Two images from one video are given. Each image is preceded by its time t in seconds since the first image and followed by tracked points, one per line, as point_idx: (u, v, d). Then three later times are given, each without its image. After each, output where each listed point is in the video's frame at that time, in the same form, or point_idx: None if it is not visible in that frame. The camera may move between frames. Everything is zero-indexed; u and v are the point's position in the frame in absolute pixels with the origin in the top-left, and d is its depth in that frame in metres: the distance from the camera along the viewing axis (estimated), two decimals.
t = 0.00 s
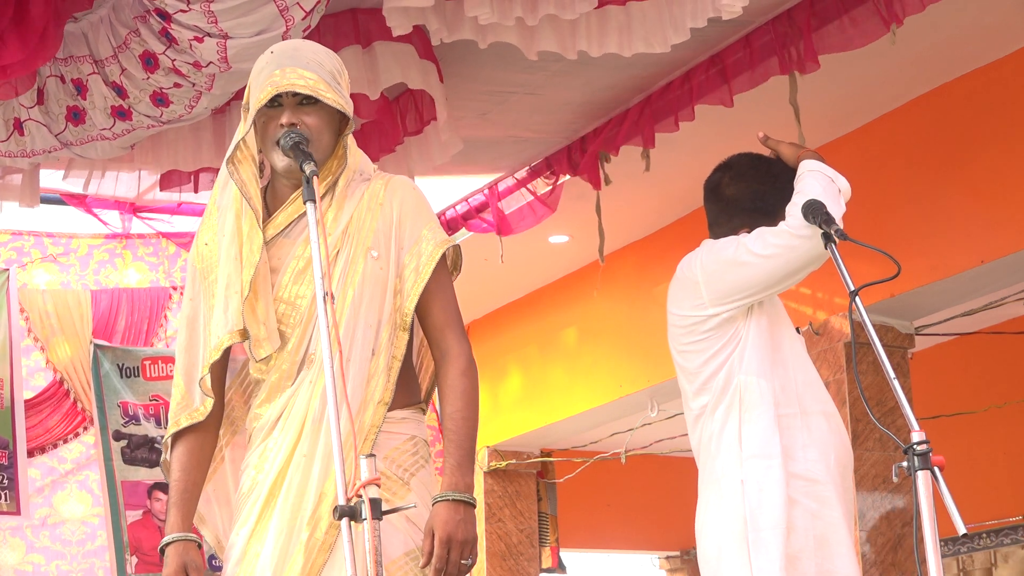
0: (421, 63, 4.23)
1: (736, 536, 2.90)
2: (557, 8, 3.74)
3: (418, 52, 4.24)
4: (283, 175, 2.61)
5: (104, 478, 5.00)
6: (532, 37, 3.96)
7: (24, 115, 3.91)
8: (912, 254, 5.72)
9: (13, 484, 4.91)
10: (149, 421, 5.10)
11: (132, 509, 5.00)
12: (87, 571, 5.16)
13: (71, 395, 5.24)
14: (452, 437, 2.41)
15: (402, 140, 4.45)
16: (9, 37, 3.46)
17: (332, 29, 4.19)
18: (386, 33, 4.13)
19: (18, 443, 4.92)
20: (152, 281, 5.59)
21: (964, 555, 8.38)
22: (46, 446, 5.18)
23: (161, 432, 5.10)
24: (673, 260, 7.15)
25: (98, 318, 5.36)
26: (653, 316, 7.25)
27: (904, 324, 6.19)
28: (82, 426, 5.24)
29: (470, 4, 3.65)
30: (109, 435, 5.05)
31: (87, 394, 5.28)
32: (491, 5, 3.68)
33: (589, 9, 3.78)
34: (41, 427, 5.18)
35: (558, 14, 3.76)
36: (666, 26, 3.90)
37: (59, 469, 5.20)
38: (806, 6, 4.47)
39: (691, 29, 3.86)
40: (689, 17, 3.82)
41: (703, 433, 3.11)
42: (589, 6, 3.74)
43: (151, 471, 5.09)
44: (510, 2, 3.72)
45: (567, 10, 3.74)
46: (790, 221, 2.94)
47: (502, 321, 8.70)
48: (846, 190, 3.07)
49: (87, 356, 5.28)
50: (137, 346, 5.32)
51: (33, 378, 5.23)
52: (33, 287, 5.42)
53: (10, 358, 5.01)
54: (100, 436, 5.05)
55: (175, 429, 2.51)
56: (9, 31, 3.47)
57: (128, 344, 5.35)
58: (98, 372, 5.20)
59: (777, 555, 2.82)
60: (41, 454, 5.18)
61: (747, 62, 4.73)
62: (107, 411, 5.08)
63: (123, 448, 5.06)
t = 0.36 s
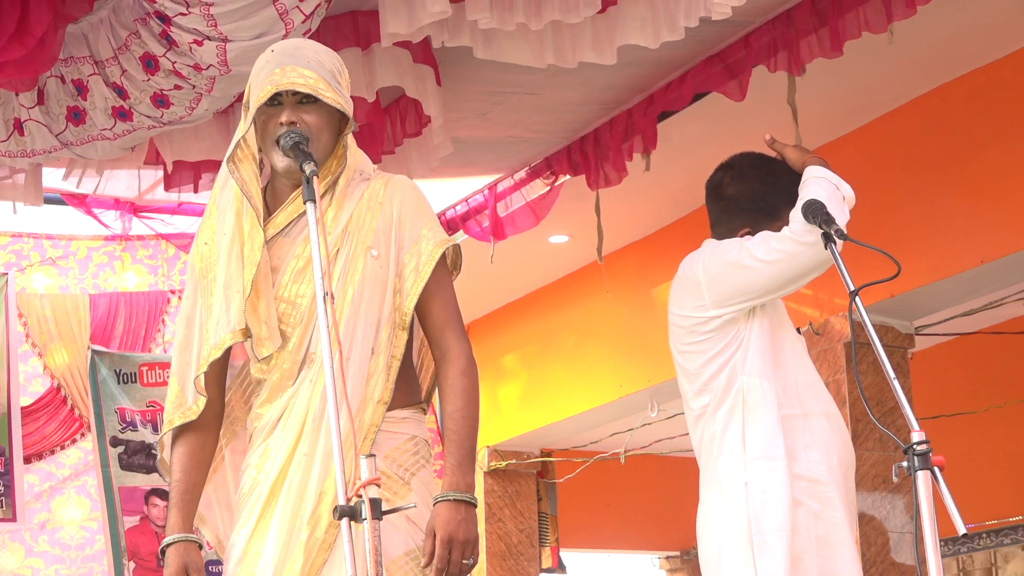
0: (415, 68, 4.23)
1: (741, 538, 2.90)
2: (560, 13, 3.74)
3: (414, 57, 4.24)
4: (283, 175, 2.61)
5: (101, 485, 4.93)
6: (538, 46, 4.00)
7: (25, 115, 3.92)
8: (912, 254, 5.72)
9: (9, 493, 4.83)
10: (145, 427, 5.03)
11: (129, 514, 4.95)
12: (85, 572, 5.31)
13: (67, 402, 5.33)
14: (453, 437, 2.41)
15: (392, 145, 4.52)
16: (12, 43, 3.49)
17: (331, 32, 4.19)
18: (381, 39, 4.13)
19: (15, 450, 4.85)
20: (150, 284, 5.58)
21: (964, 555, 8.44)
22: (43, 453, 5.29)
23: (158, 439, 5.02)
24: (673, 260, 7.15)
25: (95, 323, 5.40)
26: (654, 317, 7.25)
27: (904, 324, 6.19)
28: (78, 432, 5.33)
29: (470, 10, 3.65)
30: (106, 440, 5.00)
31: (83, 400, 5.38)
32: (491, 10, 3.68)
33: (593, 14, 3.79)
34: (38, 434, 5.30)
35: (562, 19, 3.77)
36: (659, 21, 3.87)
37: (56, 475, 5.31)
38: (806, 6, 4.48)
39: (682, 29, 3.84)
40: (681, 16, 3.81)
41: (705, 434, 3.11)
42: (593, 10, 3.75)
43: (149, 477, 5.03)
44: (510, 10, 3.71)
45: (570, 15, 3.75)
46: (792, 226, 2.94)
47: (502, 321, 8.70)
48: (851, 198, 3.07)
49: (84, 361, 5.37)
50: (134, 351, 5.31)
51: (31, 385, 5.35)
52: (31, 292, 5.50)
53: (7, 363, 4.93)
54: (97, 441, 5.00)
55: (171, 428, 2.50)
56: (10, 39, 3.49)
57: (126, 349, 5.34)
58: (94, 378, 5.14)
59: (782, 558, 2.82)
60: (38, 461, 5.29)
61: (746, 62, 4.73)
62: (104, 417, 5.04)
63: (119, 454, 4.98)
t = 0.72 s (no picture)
0: (410, 67, 4.25)
1: (743, 540, 2.90)
2: (559, 9, 3.74)
3: (411, 55, 4.26)
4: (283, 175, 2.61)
5: (101, 487, 4.93)
6: (544, 44, 4.00)
7: (25, 114, 3.91)
8: (912, 254, 5.73)
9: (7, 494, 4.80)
10: (144, 429, 5.05)
11: (127, 518, 4.94)
12: None
13: (66, 403, 5.29)
14: (452, 435, 2.41)
15: (389, 145, 4.50)
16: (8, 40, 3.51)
17: (332, 30, 4.19)
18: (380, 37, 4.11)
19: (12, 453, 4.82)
20: (149, 285, 5.59)
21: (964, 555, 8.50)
22: (42, 455, 5.22)
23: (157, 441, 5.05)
24: (673, 260, 7.15)
25: (94, 325, 5.39)
26: (654, 317, 7.26)
27: (904, 324, 6.19)
28: (78, 434, 5.29)
29: (467, 6, 3.64)
30: (105, 443, 5.02)
31: (83, 402, 5.34)
32: (488, 8, 3.68)
33: (593, 11, 3.78)
34: (37, 437, 5.24)
35: (560, 15, 3.76)
36: (657, 22, 3.89)
37: (54, 477, 5.22)
38: (806, 6, 4.48)
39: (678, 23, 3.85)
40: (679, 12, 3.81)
41: (704, 434, 3.11)
42: (595, 7, 3.74)
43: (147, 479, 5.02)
44: (508, 7, 3.71)
45: (570, 12, 3.74)
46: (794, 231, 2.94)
47: (502, 321, 8.70)
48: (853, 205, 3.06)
49: (83, 363, 5.34)
50: (134, 354, 5.30)
51: (29, 389, 5.30)
52: (31, 294, 5.43)
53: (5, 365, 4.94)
54: (95, 444, 5.01)
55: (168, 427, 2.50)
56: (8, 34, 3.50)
57: (125, 351, 5.35)
58: (93, 380, 5.17)
59: (786, 560, 2.81)
60: (37, 463, 5.22)
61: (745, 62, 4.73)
62: (102, 420, 5.05)
63: (118, 456, 5.00)
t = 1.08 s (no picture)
0: (413, 66, 4.25)
1: (745, 541, 2.90)
2: (560, 10, 3.74)
3: (414, 55, 4.26)
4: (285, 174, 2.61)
5: (101, 486, 4.92)
6: (533, 44, 3.99)
7: (24, 113, 3.92)
8: (912, 254, 5.73)
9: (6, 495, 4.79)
10: (145, 429, 5.01)
11: (128, 516, 4.93)
12: None
13: (66, 404, 5.31)
14: (453, 436, 2.41)
15: (393, 144, 4.48)
16: (9, 41, 3.49)
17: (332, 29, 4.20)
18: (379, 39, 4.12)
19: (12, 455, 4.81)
20: (149, 285, 5.59)
21: (964, 555, 8.49)
22: (42, 455, 5.23)
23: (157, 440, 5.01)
24: (673, 260, 7.16)
25: (94, 326, 5.37)
26: (654, 316, 7.26)
27: (904, 324, 6.19)
28: (78, 434, 5.28)
29: (468, 7, 3.64)
30: (106, 442, 5.00)
31: (83, 403, 5.35)
32: (488, 9, 3.67)
33: (593, 11, 3.79)
34: (37, 437, 5.25)
35: (561, 16, 3.76)
36: (663, 24, 3.89)
37: (55, 477, 5.22)
38: (806, 6, 4.48)
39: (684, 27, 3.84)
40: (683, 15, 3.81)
41: (705, 435, 3.11)
42: (594, 8, 3.75)
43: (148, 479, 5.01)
44: (509, 9, 3.71)
45: (570, 12, 3.74)
46: (796, 233, 2.93)
47: (502, 321, 8.70)
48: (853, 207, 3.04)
49: (83, 363, 5.34)
50: (134, 354, 5.28)
51: (29, 389, 5.31)
52: (30, 294, 5.45)
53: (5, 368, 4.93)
54: (95, 443, 5.00)
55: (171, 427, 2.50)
56: (10, 34, 3.49)
57: (125, 352, 5.32)
58: (94, 379, 5.16)
59: (788, 561, 2.81)
60: (37, 464, 5.23)
61: (746, 62, 4.73)
62: (103, 418, 5.04)
63: (119, 456, 4.98)
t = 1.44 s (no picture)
0: (416, 63, 4.24)
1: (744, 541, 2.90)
2: (560, 11, 3.74)
3: (416, 52, 4.26)
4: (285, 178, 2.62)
5: (100, 486, 4.91)
6: (533, 44, 3.98)
7: (25, 111, 3.92)
8: (912, 254, 5.73)
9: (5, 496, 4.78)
10: (144, 428, 5.00)
11: (127, 516, 4.93)
12: None
13: (66, 406, 5.26)
14: (455, 437, 2.41)
15: (394, 142, 4.51)
16: (9, 40, 3.48)
17: (332, 28, 4.20)
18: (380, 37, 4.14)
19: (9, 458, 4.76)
20: (147, 287, 5.58)
21: (964, 555, 8.50)
22: (41, 458, 5.18)
23: (157, 440, 5.00)
24: (673, 260, 7.16)
25: (93, 327, 5.35)
26: (654, 316, 7.26)
27: (904, 324, 6.19)
28: (77, 436, 5.25)
29: (469, 8, 3.64)
30: (104, 443, 4.99)
31: (82, 404, 5.31)
32: (489, 9, 3.68)
33: (593, 13, 3.78)
34: (36, 440, 5.20)
35: (561, 17, 3.76)
36: (662, 25, 3.89)
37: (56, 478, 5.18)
38: (806, 6, 4.48)
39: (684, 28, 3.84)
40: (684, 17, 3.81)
41: (704, 435, 3.11)
42: (594, 10, 3.75)
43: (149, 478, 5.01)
44: (510, 8, 3.71)
45: (570, 14, 3.74)
46: (791, 241, 2.94)
47: (502, 321, 8.71)
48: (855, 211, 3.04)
49: (82, 365, 5.32)
50: (133, 354, 5.27)
51: (27, 392, 5.27)
52: (28, 296, 5.41)
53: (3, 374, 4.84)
54: (95, 445, 4.99)
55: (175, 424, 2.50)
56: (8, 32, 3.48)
57: (125, 352, 5.31)
58: (93, 380, 5.12)
59: (788, 561, 2.81)
60: (36, 466, 5.19)
61: (747, 61, 4.73)
62: (101, 420, 5.02)
63: (118, 456, 4.98)
